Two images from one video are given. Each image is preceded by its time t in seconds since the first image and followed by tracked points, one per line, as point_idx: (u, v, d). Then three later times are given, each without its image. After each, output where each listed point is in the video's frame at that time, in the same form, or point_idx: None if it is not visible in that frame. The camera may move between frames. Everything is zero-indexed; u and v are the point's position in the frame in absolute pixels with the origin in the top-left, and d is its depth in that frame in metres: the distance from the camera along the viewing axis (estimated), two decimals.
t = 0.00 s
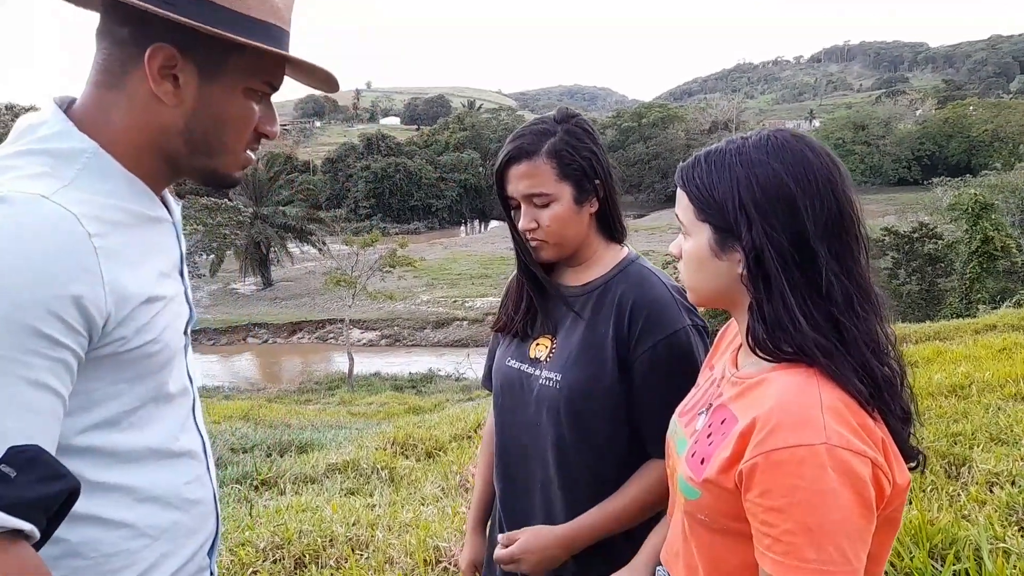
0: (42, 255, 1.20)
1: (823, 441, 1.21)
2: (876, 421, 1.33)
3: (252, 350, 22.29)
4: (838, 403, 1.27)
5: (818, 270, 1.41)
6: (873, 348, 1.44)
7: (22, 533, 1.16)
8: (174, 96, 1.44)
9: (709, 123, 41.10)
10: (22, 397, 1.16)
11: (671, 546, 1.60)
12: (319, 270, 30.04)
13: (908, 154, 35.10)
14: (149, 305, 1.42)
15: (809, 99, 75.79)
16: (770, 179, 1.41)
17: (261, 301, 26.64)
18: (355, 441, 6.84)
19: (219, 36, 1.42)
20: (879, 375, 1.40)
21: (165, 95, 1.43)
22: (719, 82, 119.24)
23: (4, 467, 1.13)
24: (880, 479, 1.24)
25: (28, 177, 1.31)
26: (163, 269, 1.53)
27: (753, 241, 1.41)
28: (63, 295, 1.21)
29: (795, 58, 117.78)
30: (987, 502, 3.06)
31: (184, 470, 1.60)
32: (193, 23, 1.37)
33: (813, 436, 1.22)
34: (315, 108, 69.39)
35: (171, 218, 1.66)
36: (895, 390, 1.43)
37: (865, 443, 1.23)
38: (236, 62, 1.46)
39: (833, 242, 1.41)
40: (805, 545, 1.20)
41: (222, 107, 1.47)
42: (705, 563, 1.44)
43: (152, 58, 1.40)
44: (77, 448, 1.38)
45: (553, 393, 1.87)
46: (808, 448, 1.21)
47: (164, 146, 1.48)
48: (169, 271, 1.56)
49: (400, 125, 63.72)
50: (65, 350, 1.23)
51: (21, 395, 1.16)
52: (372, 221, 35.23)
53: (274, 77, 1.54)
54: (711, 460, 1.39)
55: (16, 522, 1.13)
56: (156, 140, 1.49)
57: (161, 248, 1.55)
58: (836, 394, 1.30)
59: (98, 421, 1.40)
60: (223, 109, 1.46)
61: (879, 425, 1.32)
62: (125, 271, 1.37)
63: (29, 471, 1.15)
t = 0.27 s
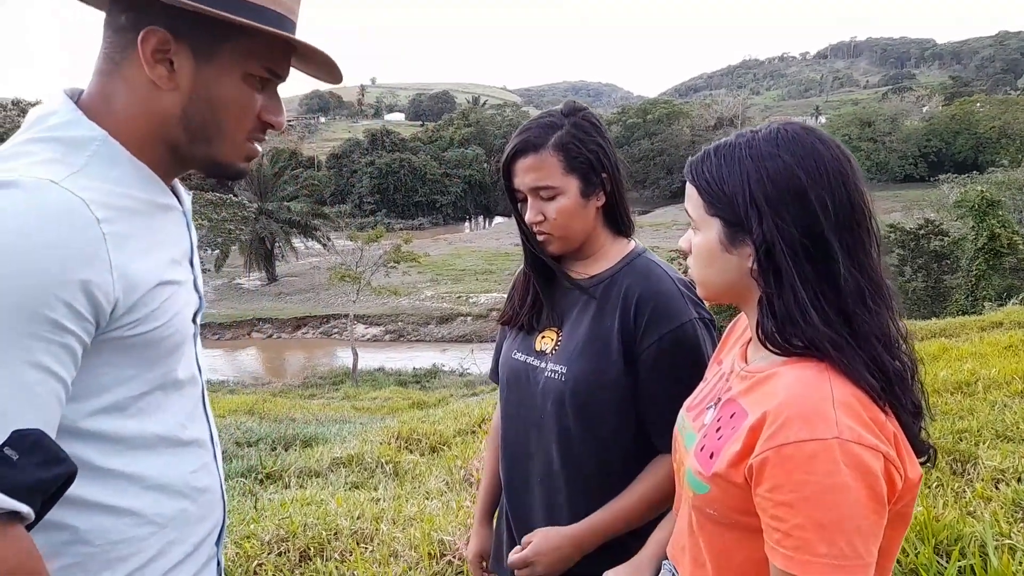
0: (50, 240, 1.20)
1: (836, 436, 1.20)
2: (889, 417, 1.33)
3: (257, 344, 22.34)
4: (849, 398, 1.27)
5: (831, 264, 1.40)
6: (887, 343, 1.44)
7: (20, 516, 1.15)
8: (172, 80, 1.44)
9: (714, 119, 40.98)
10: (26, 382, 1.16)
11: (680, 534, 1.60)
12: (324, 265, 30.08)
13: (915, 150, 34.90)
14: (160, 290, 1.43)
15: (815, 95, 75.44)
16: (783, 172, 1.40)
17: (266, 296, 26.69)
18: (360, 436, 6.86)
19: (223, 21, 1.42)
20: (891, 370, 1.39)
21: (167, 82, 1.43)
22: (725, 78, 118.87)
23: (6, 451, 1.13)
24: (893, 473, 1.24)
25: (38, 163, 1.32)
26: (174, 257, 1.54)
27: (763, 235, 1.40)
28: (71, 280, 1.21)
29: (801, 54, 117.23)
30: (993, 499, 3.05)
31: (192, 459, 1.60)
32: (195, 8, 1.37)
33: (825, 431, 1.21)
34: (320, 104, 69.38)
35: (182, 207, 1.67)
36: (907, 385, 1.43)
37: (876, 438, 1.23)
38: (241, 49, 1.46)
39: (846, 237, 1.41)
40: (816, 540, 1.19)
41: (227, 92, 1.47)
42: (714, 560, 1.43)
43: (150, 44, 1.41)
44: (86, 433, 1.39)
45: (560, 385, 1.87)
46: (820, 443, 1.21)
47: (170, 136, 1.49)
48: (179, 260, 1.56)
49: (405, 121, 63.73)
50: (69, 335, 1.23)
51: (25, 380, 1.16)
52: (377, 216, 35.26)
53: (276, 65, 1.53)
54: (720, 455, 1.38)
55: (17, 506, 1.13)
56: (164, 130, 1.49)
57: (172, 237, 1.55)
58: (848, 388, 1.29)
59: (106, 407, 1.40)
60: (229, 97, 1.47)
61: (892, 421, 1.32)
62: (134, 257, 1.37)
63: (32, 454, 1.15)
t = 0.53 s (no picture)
0: (60, 233, 1.21)
1: (842, 436, 1.20)
2: (896, 417, 1.32)
3: (262, 345, 22.39)
4: (856, 398, 1.27)
5: (837, 263, 1.40)
6: (893, 343, 1.43)
7: (30, 508, 1.16)
8: (177, 79, 1.44)
9: (718, 118, 40.92)
10: (35, 373, 1.17)
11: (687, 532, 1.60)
12: (328, 265, 30.12)
13: (919, 148, 34.80)
14: (171, 286, 1.44)
15: (819, 93, 75.25)
16: (791, 171, 1.39)
17: (270, 296, 26.73)
18: (364, 436, 6.87)
19: (231, 20, 1.43)
20: (898, 370, 1.39)
21: (175, 82, 1.44)
22: (728, 77, 118.67)
23: (16, 442, 1.14)
24: (900, 473, 1.23)
25: (49, 159, 1.32)
26: (185, 254, 1.54)
27: (771, 235, 1.40)
28: (81, 273, 1.22)
29: (805, 52, 116.93)
30: (999, 498, 3.04)
31: (200, 459, 1.61)
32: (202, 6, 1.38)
33: (832, 431, 1.21)
34: (323, 104, 69.50)
35: (194, 204, 1.67)
36: (915, 385, 1.42)
37: (883, 437, 1.23)
38: (247, 48, 1.47)
39: (853, 237, 1.40)
40: (824, 540, 1.19)
41: (233, 90, 1.47)
42: (721, 560, 1.43)
43: (159, 46, 1.41)
44: (96, 430, 1.39)
45: (565, 385, 1.87)
46: (826, 444, 1.20)
47: (180, 134, 1.49)
48: (191, 258, 1.57)
49: (408, 121, 63.79)
50: (79, 328, 1.23)
51: (35, 371, 1.16)
52: (380, 216, 35.31)
53: (282, 63, 1.54)
54: (727, 455, 1.38)
55: (28, 495, 1.14)
56: (173, 129, 1.50)
57: (183, 235, 1.56)
58: (855, 388, 1.29)
59: (117, 402, 1.41)
60: (235, 96, 1.47)
61: (900, 420, 1.31)
62: (143, 253, 1.38)
63: (42, 445, 1.16)
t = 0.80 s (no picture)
0: (70, 241, 1.21)
1: (841, 444, 1.20)
2: (896, 425, 1.32)
3: (263, 352, 22.39)
4: (856, 406, 1.26)
5: (836, 272, 1.40)
6: (892, 350, 1.43)
7: (43, 514, 1.19)
8: (197, 95, 1.45)
9: (718, 124, 41.00)
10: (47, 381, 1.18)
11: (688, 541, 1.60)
12: (329, 272, 30.14)
13: (919, 154, 34.88)
14: (179, 294, 1.44)
15: (818, 99, 75.42)
16: (790, 179, 1.40)
17: (271, 303, 26.75)
18: (366, 443, 6.87)
19: (241, 35, 1.44)
20: (897, 378, 1.39)
21: (187, 95, 1.44)
22: (728, 83, 119.02)
23: (27, 448, 1.15)
24: (899, 481, 1.23)
25: (57, 168, 1.33)
26: (193, 261, 1.54)
27: (771, 243, 1.40)
28: (90, 281, 1.22)
29: (805, 59, 117.26)
30: (1002, 504, 3.04)
31: (207, 468, 1.60)
32: (215, 21, 1.38)
33: (831, 440, 1.21)
34: (324, 111, 69.64)
35: (201, 214, 1.68)
36: (914, 393, 1.42)
37: (883, 446, 1.23)
38: (255, 61, 1.47)
39: (852, 245, 1.41)
40: (824, 549, 1.19)
41: (238, 101, 1.47)
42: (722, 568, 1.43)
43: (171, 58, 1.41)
44: (103, 438, 1.39)
45: (566, 392, 1.86)
46: (826, 452, 1.20)
47: (186, 144, 1.49)
48: (198, 264, 1.57)
49: (408, 128, 64.03)
50: (89, 336, 1.24)
51: (47, 379, 1.18)
52: (381, 223, 35.35)
53: (291, 74, 1.54)
54: (728, 464, 1.38)
55: (39, 501, 1.17)
56: (181, 139, 1.50)
57: (190, 244, 1.56)
58: (854, 397, 1.29)
59: (125, 410, 1.41)
60: (241, 106, 1.47)
61: (899, 428, 1.31)
62: (152, 261, 1.38)
63: (53, 452, 1.17)
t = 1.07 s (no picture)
0: (76, 244, 1.21)
1: (844, 444, 1.20)
2: (896, 425, 1.32)
3: (263, 354, 22.39)
4: (857, 406, 1.26)
5: (836, 272, 1.40)
6: (893, 351, 1.43)
7: (51, 515, 1.20)
8: (201, 99, 1.45)
9: (718, 125, 41.06)
10: (56, 383, 1.18)
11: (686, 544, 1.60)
12: (329, 275, 30.16)
13: (919, 155, 34.92)
14: (183, 296, 1.44)
15: (818, 101, 75.45)
16: (791, 179, 1.40)
17: (271, 306, 26.76)
18: (366, 446, 6.87)
19: (243, 39, 1.44)
20: (898, 378, 1.39)
21: (193, 99, 1.45)
22: (727, 85, 119.16)
23: (37, 451, 1.15)
24: (901, 482, 1.23)
25: (62, 171, 1.33)
26: (196, 264, 1.54)
27: (771, 243, 1.40)
28: (96, 283, 1.22)
29: (804, 60, 117.35)
30: (1004, 505, 3.03)
31: (210, 470, 1.60)
32: (219, 26, 1.38)
33: (833, 440, 1.21)
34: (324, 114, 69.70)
35: (203, 217, 1.68)
36: (915, 393, 1.42)
37: (885, 446, 1.22)
38: (258, 64, 1.47)
39: (852, 247, 1.41)
40: (825, 549, 1.19)
41: (242, 105, 1.48)
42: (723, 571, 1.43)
43: (177, 63, 1.42)
44: (107, 440, 1.40)
45: (565, 395, 1.86)
46: (828, 452, 1.20)
47: (190, 148, 1.50)
48: (201, 267, 1.57)
49: (408, 130, 64.12)
50: (96, 339, 1.24)
51: (54, 382, 1.18)
52: (381, 226, 35.38)
53: (293, 77, 1.54)
54: (728, 466, 1.38)
55: (47, 504, 1.17)
56: (185, 143, 1.50)
57: (193, 247, 1.56)
58: (856, 398, 1.29)
59: (129, 412, 1.41)
60: (243, 109, 1.47)
61: (899, 428, 1.31)
62: (156, 263, 1.38)
63: (60, 454, 1.18)
